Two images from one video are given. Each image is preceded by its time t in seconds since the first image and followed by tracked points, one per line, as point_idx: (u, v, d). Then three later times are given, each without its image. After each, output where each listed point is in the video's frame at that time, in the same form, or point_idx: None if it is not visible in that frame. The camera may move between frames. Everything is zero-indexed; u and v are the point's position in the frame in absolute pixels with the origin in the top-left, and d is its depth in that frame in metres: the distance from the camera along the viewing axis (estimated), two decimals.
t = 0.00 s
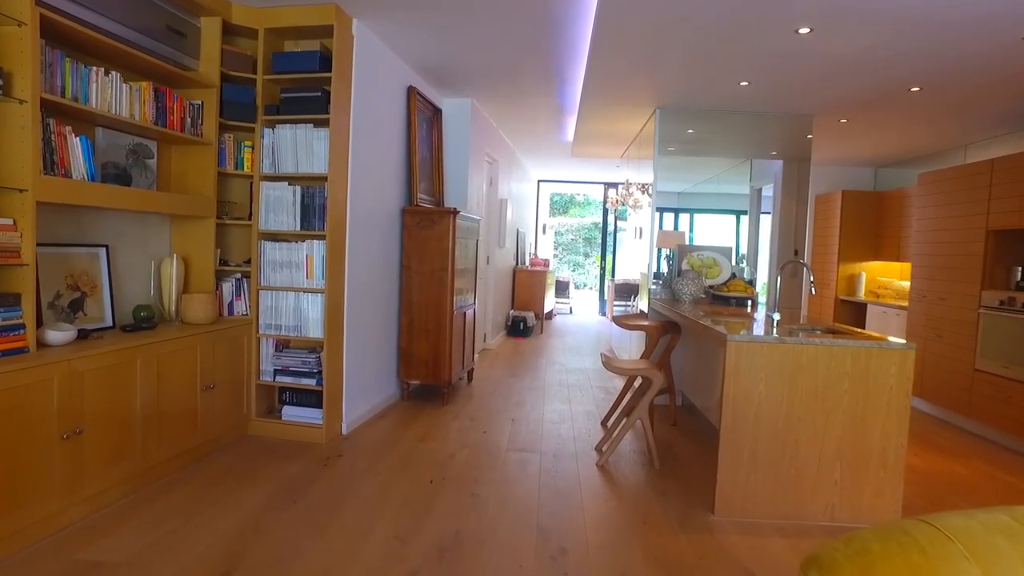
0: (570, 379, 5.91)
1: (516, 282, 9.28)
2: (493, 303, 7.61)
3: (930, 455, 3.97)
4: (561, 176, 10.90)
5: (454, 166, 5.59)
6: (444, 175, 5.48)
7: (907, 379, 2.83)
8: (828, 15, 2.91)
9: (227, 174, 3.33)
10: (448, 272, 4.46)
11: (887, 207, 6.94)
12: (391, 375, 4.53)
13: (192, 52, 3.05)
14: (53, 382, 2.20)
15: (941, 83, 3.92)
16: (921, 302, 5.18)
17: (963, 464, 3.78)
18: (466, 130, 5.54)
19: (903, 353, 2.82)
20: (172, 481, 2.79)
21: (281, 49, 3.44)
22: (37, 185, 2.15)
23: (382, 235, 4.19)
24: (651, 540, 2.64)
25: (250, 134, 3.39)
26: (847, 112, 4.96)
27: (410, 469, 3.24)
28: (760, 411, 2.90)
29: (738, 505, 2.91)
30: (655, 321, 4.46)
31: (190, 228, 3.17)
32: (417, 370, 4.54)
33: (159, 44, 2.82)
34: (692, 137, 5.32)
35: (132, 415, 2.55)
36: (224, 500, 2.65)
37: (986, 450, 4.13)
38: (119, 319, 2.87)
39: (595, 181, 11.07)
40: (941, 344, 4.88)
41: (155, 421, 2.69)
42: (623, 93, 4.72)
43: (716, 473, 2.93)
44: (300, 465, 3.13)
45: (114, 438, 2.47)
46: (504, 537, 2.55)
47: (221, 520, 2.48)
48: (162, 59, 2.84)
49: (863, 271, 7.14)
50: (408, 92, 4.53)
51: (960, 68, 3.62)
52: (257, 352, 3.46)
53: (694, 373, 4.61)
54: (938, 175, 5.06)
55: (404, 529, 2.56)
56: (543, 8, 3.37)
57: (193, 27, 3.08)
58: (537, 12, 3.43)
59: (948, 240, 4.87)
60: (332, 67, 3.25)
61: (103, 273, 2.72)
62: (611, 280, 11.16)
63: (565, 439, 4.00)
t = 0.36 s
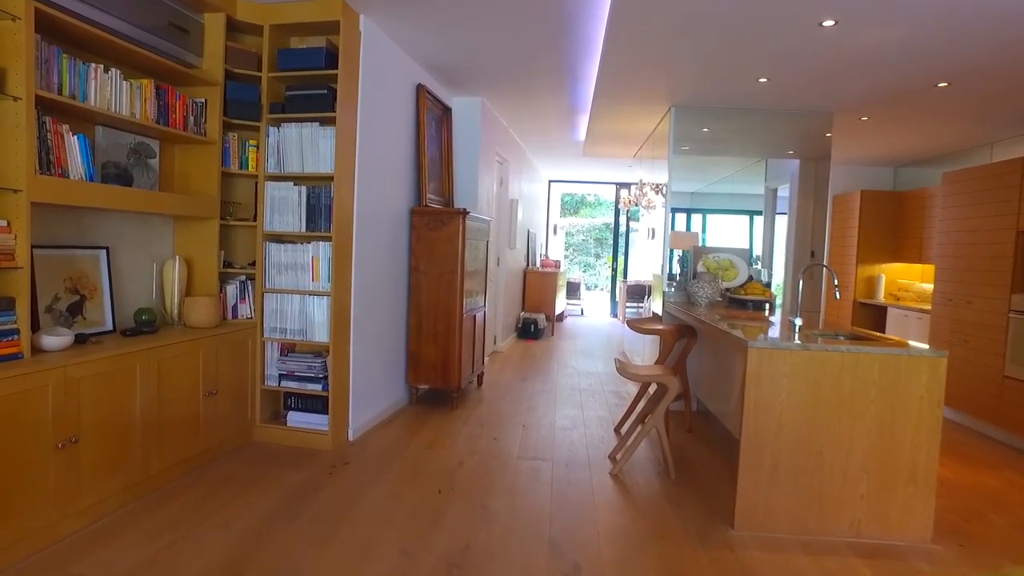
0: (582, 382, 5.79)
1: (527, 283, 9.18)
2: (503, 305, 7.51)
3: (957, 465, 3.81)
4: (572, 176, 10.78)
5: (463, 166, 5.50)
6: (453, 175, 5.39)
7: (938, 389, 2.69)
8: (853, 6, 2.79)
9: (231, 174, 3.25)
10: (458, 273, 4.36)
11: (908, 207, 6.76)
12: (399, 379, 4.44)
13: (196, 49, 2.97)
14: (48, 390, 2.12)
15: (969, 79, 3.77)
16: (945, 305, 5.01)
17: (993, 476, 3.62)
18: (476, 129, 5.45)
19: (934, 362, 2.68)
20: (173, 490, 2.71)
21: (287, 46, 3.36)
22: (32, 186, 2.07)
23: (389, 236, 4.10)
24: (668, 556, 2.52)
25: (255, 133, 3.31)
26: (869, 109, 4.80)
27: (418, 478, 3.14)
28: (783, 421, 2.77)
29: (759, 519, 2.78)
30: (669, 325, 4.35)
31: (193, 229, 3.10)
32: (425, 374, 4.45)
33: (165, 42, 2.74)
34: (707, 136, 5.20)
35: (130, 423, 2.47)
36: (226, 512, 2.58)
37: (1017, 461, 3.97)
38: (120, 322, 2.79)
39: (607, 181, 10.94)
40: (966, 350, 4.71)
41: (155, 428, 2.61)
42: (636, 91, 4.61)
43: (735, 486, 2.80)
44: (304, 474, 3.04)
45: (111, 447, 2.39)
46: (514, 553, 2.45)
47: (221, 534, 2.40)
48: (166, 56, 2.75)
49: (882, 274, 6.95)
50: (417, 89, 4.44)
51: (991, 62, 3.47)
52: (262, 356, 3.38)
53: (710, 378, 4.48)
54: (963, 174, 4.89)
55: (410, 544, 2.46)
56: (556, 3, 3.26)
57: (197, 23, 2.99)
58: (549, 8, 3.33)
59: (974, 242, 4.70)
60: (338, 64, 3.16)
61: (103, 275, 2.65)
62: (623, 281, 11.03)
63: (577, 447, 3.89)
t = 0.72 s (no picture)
0: (591, 386, 5.70)
1: (536, 284, 9.09)
2: (512, 307, 7.43)
3: (981, 475, 3.68)
4: (582, 176, 10.67)
5: (472, 166, 5.41)
6: (461, 175, 5.32)
7: (966, 397, 2.57)
8: None
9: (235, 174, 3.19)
10: (466, 275, 4.29)
11: (925, 207, 6.61)
12: (406, 383, 4.37)
13: (199, 46, 2.91)
14: (43, 396, 2.06)
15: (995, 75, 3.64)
16: (965, 308, 4.87)
17: (1019, 486, 3.50)
18: (484, 128, 5.37)
19: (962, 369, 2.56)
20: (173, 497, 2.65)
21: (291, 43, 3.29)
22: (27, 185, 2.02)
23: (396, 237, 4.03)
24: (684, 570, 2.42)
25: (259, 132, 3.25)
26: (887, 107, 4.67)
27: (424, 486, 3.07)
28: (802, 430, 2.66)
29: (777, 532, 2.68)
30: (682, 329, 4.25)
31: (196, 230, 3.04)
32: (433, 378, 4.38)
33: (167, 40, 2.67)
34: (720, 135, 5.08)
35: (129, 429, 2.41)
36: (228, 520, 2.51)
37: None
38: (120, 325, 2.73)
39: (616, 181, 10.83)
40: (988, 355, 4.57)
41: (154, 434, 2.55)
42: (648, 90, 4.51)
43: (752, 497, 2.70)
44: (308, 481, 2.97)
45: (109, 453, 2.33)
46: (523, 566, 2.36)
47: (220, 544, 2.33)
48: (168, 53, 2.68)
49: (899, 275, 6.79)
50: (424, 87, 4.37)
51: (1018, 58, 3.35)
52: (266, 360, 3.32)
53: (724, 383, 4.38)
54: (984, 173, 4.75)
55: (415, 555, 2.39)
56: None
57: (200, 19, 2.92)
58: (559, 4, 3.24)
59: (996, 243, 4.56)
60: (344, 61, 3.09)
61: (103, 277, 2.59)
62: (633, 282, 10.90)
63: (587, 453, 3.80)
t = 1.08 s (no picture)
0: (602, 389, 5.61)
1: (547, 285, 9.01)
2: (522, 308, 7.35)
3: (1009, 486, 3.54)
4: (593, 176, 10.56)
5: (481, 166, 5.34)
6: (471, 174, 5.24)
7: (996, 406, 2.45)
8: None
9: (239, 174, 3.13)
10: (475, 277, 4.21)
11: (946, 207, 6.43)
12: (413, 386, 4.30)
13: (203, 45, 2.86)
14: (38, 403, 2.01)
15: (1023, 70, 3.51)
16: (989, 312, 4.71)
17: None
18: (494, 127, 5.30)
19: (992, 378, 2.44)
20: (174, 504, 2.60)
21: (296, 41, 3.24)
22: (23, 185, 1.97)
23: (404, 238, 3.97)
24: None
25: (263, 132, 3.19)
26: (908, 104, 4.54)
27: (430, 494, 3.00)
28: (821, 439, 2.56)
29: (795, 546, 2.58)
30: (695, 333, 4.15)
31: (200, 231, 2.99)
32: (441, 382, 4.31)
33: (170, 38, 2.62)
34: (735, 135, 4.97)
35: (128, 436, 2.36)
36: (228, 529, 2.46)
37: None
38: (121, 328, 2.68)
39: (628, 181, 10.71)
40: (1014, 360, 4.41)
41: (154, 440, 2.50)
42: (660, 88, 4.41)
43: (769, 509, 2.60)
44: (312, 488, 2.91)
45: (108, 460, 2.28)
46: None
47: (219, 554, 2.27)
48: (171, 51, 2.63)
49: (917, 277, 6.62)
50: (433, 86, 4.30)
51: None
52: (271, 363, 3.27)
53: (739, 388, 4.26)
54: (1010, 173, 4.59)
55: (419, 567, 2.31)
56: None
57: (203, 17, 2.87)
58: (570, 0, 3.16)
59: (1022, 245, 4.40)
60: (349, 59, 3.03)
61: (104, 279, 2.55)
62: (645, 283, 10.77)
63: (597, 459, 3.71)
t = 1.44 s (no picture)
0: (625, 394, 5.48)
1: (569, 286, 8.90)
2: (543, 310, 7.25)
3: None
4: (615, 176, 10.41)
5: (501, 166, 5.26)
6: (491, 174, 5.17)
7: None
8: None
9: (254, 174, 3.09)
10: (495, 279, 4.13)
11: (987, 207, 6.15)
12: (432, 390, 4.24)
13: (218, 43, 2.82)
14: (48, 407, 1.98)
15: None
16: None
17: None
18: (515, 127, 5.21)
19: None
20: (187, 510, 2.57)
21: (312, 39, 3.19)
22: (34, 186, 1.93)
23: (422, 240, 3.90)
24: None
25: (279, 132, 3.15)
26: (947, 99, 4.33)
27: (447, 502, 2.92)
28: (859, 452, 2.41)
29: (831, 565, 2.43)
30: (722, 337, 4.00)
31: (216, 233, 2.96)
32: (460, 385, 4.23)
33: (184, 36, 2.58)
34: (762, 132, 4.78)
35: (141, 441, 2.33)
36: (241, 537, 2.41)
37: None
38: (136, 331, 2.66)
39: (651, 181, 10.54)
40: None
41: (167, 445, 2.47)
42: (685, 85, 4.28)
43: (802, 525, 2.46)
44: (327, 495, 2.85)
45: (120, 465, 2.25)
46: None
47: (231, 564, 2.21)
48: (185, 50, 2.60)
49: (954, 280, 6.35)
50: (452, 84, 4.23)
51: None
52: (287, 366, 3.22)
53: (769, 395, 4.10)
54: None
55: None
56: None
57: (218, 15, 2.83)
58: None
59: None
60: (365, 57, 2.97)
61: (118, 281, 2.52)
62: (668, 284, 10.58)
63: (620, 467, 3.59)
